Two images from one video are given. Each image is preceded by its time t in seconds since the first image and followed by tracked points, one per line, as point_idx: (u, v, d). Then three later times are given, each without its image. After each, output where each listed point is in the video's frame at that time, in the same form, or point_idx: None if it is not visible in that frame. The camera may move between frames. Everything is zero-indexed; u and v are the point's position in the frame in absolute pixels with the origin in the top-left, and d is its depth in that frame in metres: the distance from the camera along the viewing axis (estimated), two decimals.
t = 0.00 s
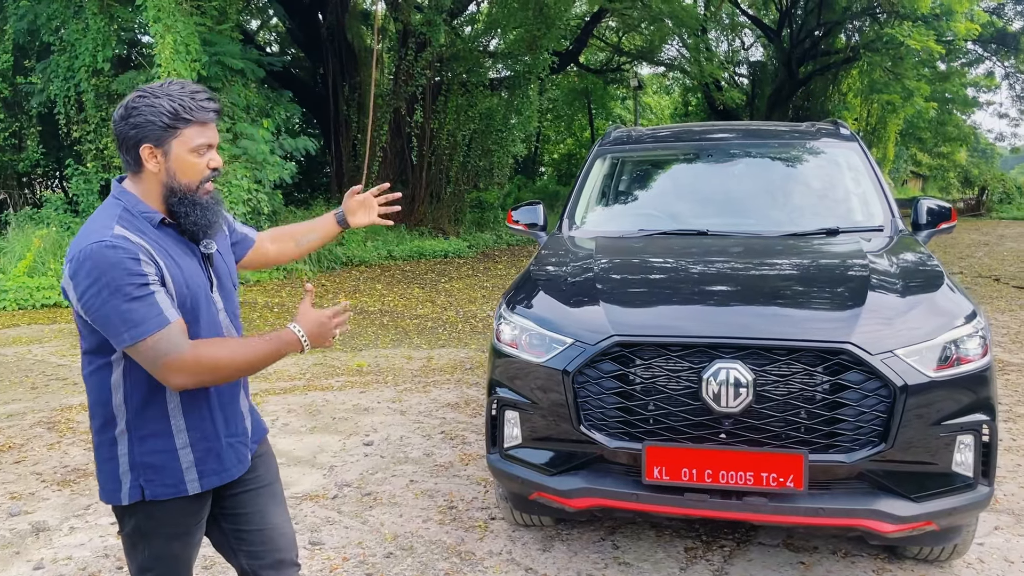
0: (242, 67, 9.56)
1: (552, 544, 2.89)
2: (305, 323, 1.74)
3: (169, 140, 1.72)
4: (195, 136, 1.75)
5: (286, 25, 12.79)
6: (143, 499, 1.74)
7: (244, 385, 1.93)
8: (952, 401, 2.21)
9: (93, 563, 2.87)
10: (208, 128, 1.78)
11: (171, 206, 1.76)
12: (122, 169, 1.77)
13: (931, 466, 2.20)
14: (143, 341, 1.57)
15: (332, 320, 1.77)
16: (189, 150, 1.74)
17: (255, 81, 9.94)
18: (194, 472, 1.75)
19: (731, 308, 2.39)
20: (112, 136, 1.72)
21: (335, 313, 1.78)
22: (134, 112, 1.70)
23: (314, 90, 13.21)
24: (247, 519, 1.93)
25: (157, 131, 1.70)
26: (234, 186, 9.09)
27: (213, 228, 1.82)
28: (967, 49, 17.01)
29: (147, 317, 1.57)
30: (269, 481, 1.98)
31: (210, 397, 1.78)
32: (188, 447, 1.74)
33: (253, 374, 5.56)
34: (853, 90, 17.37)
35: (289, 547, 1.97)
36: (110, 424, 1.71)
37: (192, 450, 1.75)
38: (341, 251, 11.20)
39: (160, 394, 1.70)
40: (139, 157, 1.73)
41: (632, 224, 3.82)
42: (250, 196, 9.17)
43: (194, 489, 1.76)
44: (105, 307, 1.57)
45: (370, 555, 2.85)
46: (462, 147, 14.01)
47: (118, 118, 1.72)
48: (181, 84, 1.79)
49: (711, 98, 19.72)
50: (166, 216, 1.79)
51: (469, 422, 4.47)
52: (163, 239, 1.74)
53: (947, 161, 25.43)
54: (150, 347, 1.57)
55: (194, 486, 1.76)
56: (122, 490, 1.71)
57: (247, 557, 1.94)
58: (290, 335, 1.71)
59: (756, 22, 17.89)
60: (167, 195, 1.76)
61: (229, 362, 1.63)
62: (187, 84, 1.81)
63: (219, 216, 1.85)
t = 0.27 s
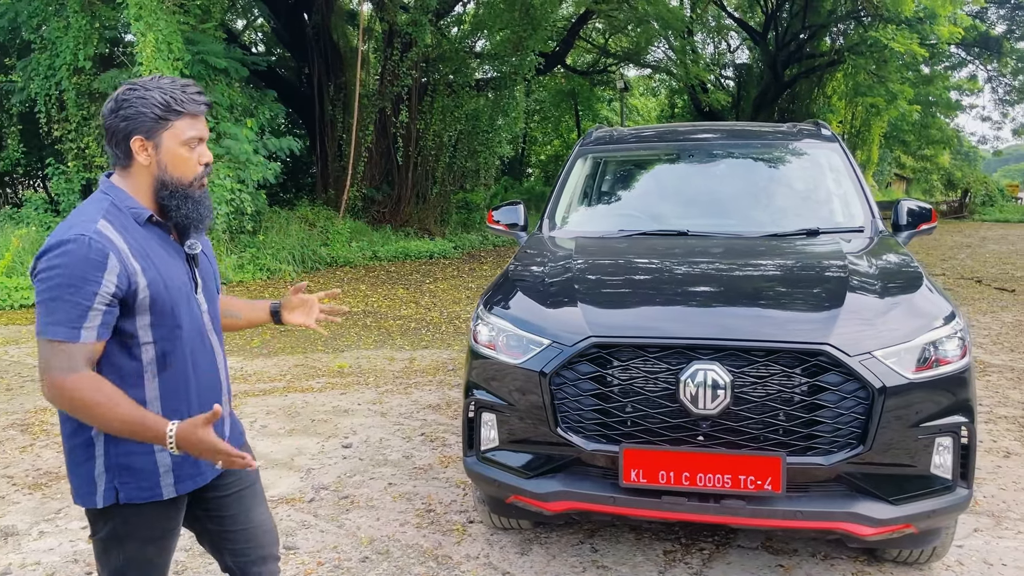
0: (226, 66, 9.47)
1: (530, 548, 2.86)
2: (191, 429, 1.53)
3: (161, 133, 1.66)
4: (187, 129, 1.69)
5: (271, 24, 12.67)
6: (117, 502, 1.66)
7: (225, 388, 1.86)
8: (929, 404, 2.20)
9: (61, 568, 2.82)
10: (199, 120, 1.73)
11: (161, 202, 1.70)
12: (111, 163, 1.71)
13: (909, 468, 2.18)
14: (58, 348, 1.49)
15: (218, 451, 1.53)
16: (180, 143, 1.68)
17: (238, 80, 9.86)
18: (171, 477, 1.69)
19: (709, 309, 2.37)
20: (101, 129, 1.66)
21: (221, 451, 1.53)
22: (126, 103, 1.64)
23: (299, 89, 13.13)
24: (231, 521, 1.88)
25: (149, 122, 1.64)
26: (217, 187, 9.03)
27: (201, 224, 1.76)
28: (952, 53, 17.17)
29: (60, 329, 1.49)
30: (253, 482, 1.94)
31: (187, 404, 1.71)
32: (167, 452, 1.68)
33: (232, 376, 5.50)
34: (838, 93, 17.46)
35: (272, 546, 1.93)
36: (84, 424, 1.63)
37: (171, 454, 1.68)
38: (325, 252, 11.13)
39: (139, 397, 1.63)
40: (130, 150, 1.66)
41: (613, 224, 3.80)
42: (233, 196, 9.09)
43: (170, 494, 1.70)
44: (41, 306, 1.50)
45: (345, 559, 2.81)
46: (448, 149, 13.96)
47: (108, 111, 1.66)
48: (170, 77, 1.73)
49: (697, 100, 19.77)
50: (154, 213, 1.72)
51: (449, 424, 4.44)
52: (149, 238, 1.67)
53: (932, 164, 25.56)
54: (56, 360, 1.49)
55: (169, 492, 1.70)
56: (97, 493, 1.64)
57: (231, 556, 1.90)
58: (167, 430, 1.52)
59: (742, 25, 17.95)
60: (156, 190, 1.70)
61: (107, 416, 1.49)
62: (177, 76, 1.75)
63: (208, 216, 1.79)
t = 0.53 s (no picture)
0: (205, 64, 9.36)
1: (508, 550, 2.83)
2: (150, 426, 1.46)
3: (181, 128, 1.65)
4: (207, 128, 1.69)
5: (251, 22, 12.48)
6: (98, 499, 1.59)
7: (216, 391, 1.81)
8: (908, 404, 2.19)
9: (30, 574, 2.75)
10: (218, 121, 1.73)
11: (175, 197, 1.68)
12: (127, 157, 1.69)
13: (888, 468, 2.17)
14: (41, 320, 1.43)
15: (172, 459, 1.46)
16: (200, 140, 1.67)
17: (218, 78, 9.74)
18: (154, 475, 1.62)
19: (687, 309, 2.34)
20: (119, 122, 1.64)
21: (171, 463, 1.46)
22: (150, 98, 1.64)
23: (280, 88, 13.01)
24: (208, 529, 1.84)
25: (170, 118, 1.64)
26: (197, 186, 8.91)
27: (211, 223, 1.74)
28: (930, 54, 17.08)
29: (47, 302, 1.44)
30: (228, 492, 1.90)
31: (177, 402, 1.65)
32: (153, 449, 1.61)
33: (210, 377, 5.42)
34: (818, 94, 17.57)
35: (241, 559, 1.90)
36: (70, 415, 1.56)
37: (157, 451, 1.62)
38: (305, 252, 11.04)
39: (131, 389, 1.57)
40: (147, 143, 1.65)
41: (592, 223, 3.78)
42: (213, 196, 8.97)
43: (152, 493, 1.63)
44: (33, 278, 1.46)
45: (321, 564, 2.76)
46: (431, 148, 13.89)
47: (129, 105, 1.65)
48: (191, 78, 1.74)
49: (678, 100, 19.82)
50: (167, 209, 1.70)
51: (429, 425, 4.40)
52: (157, 231, 1.64)
53: (911, 164, 25.76)
54: (34, 331, 1.43)
55: (152, 492, 1.63)
56: (78, 487, 1.56)
57: (203, 563, 1.85)
58: (124, 424, 1.44)
59: (723, 25, 18.01)
60: (171, 185, 1.68)
61: (68, 401, 1.42)
62: (198, 79, 1.76)
63: (219, 216, 1.77)
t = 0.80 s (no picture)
0: (180, 62, 9.18)
1: (490, 555, 2.79)
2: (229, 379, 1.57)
3: (202, 124, 1.68)
4: (228, 124, 1.72)
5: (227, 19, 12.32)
6: (112, 495, 1.60)
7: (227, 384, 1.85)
8: (894, 404, 2.17)
9: None
10: (238, 120, 1.76)
11: (194, 191, 1.71)
12: (145, 151, 1.71)
13: (874, 470, 2.15)
14: (92, 316, 1.45)
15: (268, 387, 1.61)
16: (219, 137, 1.70)
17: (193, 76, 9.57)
18: (169, 470, 1.63)
19: (670, 309, 2.31)
20: (141, 115, 1.66)
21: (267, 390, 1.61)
22: (171, 93, 1.67)
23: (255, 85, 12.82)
24: (214, 531, 1.85)
25: (192, 115, 1.67)
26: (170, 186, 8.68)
27: (228, 221, 1.77)
28: (905, 55, 17.33)
29: (97, 297, 1.46)
30: (235, 492, 1.91)
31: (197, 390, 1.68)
32: (168, 443, 1.63)
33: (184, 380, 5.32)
34: (795, 93, 17.66)
35: (244, 561, 1.90)
36: (89, 410, 1.58)
37: (171, 446, 1.63)
38: (283, 251, 10.91)
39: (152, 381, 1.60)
40: (168, 138, 1.67)
41: (574, 223, 3.74)
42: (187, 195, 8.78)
43: (166, 488, 1.64)
44: (78, 276, 1.47)
45: (299, 571, 2.70)
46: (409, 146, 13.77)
47: (151, 100, 1.68)
48: (213, 77, 1.76)
49: (656, 100, 19.85)
50: (185, 202, 1.73)
51: (409, 428, 4.34)
52: (177, 226, 1.68)
53: (885, 163, 25.99)
54: (91, 325, 1.45)
55: (166, 486, 1.64)
56: (93, 482, 1.57)
57: (206, 566, 1.85)
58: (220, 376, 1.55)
59: (701, 24, 18.04)
60: (191, 180, 1.71)
61: (150, 379, 1.46)
62: (220, 78, 1.78)
63: (234, 213, 1.80)
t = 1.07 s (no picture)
0: (150, 59, 8.98)
1: (475, 562, 2.74)
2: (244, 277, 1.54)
3: (222, 123, 1.63)
4: (248, 124, 1.67)
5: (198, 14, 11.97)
6: (132, 490, 1.57)
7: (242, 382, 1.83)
8: (885, 407, 2.15)
9: None
10: (258, 119, 1.71)
11: (210, 189, 1.67)
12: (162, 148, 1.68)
13: (865, 474, 2.13)
14: (103, 304, 1.43)
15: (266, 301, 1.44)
16: (239, 137, 1.65)
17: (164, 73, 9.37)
18: (190, 466, 1.61)
19: (656, 312, 2.28)
20: (162, 111, 1.63)
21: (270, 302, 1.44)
22: (192, 90, 1.63)
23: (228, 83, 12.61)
24: (210, 538, 1.84)
25: (212, 112, 1.62)
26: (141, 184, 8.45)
27: (243, 220, 1.72)
28: (875, 54, 17.66)
29: (110, 285, 1.43)
30: (238, 499, 1.88)
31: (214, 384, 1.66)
32: (187, 438, 1.60)
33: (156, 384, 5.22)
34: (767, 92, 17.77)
35: (236, 567, 1.90)
36: (105, 404, 1.55)
37: (191, 442, 1.61)
38: (256, 252, 10.75)
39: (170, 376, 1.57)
40: (187, 136, 1.63)
41: (557, 223, 3.69)
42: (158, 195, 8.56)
43: (187, 484, 1.61)
44: (94, 266, 1.45)
45: None
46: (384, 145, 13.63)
47: (173, 96, 1.64)
48: (236, 76, 1.72)
49: (630, 98, 19.87)
50: (201, 199, 1.69)
51: (388, 431, 4.28)
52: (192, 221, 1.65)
53: (856, 162, 26.28)
54: (108, 312, 1.43)
55: (187, 483, 1.61)
56: (113, 476, 1.55)
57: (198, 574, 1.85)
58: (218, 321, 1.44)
59: (674, 24, 18.08)
60: (207, 178, 1.67)
61: (159, 351, 1.42)
62: (244, 78, 1.74)
63: (251, 212, 1.75)
